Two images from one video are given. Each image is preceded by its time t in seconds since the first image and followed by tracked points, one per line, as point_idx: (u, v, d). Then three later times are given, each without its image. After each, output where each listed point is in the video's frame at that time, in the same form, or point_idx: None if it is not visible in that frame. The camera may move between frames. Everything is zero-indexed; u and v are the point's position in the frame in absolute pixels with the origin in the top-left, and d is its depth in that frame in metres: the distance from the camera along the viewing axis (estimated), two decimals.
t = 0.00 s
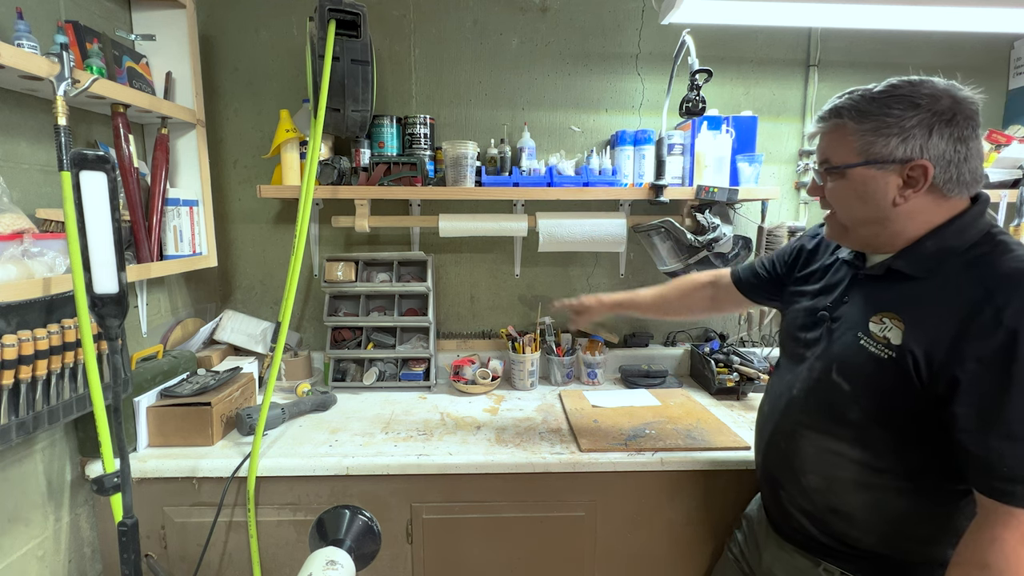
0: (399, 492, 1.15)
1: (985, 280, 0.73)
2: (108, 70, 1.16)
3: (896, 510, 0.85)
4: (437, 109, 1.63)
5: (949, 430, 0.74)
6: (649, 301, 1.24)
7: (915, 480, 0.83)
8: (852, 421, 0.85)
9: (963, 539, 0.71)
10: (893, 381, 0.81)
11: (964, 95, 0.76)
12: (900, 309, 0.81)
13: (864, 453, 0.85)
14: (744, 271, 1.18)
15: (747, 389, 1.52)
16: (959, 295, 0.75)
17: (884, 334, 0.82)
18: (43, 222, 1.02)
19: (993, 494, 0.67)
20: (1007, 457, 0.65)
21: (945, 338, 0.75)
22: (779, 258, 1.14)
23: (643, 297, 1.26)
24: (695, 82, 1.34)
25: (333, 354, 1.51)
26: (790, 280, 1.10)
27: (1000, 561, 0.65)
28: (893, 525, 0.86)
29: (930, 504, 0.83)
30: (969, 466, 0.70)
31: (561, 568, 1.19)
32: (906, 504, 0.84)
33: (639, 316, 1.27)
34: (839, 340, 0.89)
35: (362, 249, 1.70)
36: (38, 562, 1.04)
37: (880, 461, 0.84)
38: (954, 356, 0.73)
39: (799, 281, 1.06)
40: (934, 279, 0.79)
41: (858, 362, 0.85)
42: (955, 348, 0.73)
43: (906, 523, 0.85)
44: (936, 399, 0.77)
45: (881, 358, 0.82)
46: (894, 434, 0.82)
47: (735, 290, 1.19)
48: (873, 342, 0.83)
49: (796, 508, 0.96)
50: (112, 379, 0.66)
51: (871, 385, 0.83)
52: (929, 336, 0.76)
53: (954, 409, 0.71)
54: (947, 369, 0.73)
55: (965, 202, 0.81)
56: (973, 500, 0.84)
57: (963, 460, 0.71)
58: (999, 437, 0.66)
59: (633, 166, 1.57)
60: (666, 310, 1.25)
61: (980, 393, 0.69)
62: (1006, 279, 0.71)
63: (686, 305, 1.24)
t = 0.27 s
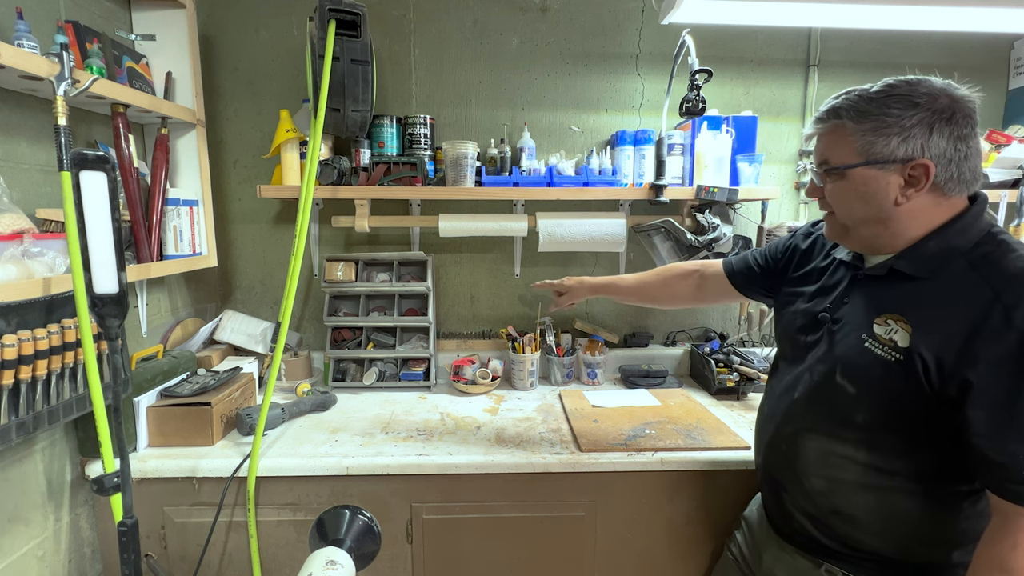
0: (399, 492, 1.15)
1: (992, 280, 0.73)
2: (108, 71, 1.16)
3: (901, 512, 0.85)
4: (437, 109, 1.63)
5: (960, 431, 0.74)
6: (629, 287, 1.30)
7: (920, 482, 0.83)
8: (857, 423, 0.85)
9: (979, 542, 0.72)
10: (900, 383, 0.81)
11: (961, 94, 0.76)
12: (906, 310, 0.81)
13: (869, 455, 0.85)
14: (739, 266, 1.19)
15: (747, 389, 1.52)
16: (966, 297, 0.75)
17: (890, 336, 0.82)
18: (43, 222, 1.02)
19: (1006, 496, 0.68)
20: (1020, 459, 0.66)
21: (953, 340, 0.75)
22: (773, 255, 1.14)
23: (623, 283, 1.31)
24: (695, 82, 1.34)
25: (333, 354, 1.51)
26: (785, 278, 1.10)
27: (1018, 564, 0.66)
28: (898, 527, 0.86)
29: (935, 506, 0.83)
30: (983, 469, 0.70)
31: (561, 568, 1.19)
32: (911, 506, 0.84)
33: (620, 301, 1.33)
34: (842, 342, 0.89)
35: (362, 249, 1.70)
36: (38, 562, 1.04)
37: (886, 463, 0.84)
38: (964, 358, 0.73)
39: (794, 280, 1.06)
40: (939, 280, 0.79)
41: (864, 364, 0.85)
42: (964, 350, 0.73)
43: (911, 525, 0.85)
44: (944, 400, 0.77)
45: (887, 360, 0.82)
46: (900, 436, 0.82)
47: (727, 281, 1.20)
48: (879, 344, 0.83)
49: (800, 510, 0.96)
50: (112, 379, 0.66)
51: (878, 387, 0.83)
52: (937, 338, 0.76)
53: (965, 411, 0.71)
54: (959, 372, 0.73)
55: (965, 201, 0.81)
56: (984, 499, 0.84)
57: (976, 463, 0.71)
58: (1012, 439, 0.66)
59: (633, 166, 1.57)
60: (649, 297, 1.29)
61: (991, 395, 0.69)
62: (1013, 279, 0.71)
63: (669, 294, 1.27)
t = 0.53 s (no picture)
0: (399, 492, 1.15)
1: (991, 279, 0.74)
2: (108, 71, 1.16)
3: (901, 512, 0.85)
4: (437, 109, 1.63)
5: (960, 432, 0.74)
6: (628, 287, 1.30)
7: (920, 482, 0.83)
8: (857, 424, 0.86)
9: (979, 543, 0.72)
10: (900, 384, 0.81)
11: (960, 94, 0.76)
12: (907, 311, 0.81)
13: (869, 456, 0.85)
14: (739, 266, 1.19)
15: (747, 389, 1.52)
16: (966, 298, 0.75)
17: (890, 337, 0.82)
18: (43, 222, 1.02)
19: (1005, 497, 0.68)
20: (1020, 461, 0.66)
21: (953, 340, 0.75)
22: (773, 255, 1.14)
23: (623, 284, 1.31)
24: (695, 82, 1.34)
25: (333, 354, 1.51)
26: (785, 279, 1.10)
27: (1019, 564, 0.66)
28: (898, 527, 0.86)
29: (934, 506, 0.83)
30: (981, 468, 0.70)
31: (561, 568, 1.19)
32: (911, 507, 0.84)
33: (620, 302, 1.33)
34: (842, 343, 0.89)
35: (362, 249, 1.70)
36: (38, 562, 1.04)
37: (886, 464, 0.84)
38: (964, 359, 0.73)
39: (794, 280, 1.06)
40: (939, 282, 0.79)
41: (864, 365, 0.85)
42: (964, 351, 0.73)
43: (911, 525, 0.85)
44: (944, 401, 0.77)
45: (887, 361, 0.82)
46: (900, 437, 0.82)
47: (727, 281, 1.20)
48: (880, 345, 0.83)
49: (800, 511, 0.96)
50: (112, 379, 0.66)
51: (878, 388, 0.83)
52: (937, 338, 0.77)
53: (966, 411, 0.71)
54: (959, 373, 0.73)
55: (965, 201, 0.81)
56: (984, 499, 0.84)
57: (976, 464, 0.71)
58: (1013, 440, 0.66)
59: (633, 166, 1.57)
60: (649, 298, 1.29)
61: (991, 396, 0.69)
62: (1014, 280, 0.71)
63: (670, 293, 1.27)
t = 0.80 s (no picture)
0: (399, 492, 1.15)
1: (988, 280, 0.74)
2: (108, 70, 1.16)
3: (900, 512, 0.85)
4: (437, 109, 1.63)
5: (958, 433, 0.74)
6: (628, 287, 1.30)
7: (919, 482, 0.83)
8: (856, 424, 0.86)
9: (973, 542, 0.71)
10: (898, 384, 0.81)
11: (960, 94, 0.76)
12: (905, 311, 0.81)
13: (868, 456, 0.85)
14: (739, 266, 1.19)
15: (747, 389, 1.52)
16: (964, 298, 0.75)
17: (889, 337, 0.82)
18: (43, 222, 1.02)
19: (1002, 497, 0.68)
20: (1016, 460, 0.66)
21: (950, 340, 0.75)
22: (774, 255, 1.14)
23: (623, 283, 1.31)
24: (695, 82, 1.34)
25: (333, 354, 1.51)
26: (785, 279, 1.10)
27: (1013, 564, 0.66)
28: (897, 527, 0.86)
29: (932, 506, 0.83)
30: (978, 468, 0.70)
31: (561, 568, 1.19)
32: (910, 507, 0.84)
33: (620, 301, 1.33)
34: (842, 343, 0.89)
35: (362, 249, 1.70)
36: (38, 562, 1.04)
37: (884, 464, 0.84)
38: (962, 359, 0.73)
39: (794, 280, 1.06)
40: (937, 282, 0.79)
41: (862, 365, 0.85)
42: (961, 351, 0.73)
43: (910, 525, 0.85)
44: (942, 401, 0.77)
45: (885, 361, 0.82)
46: (899, 437, 0.83)
47: (727, 281, 1.20)
48: (878, 345, 0.83)
49: (799, 511, 0.96)
50: (112, 379, 0.66)
51: (877, 388, 0.83)
52: (935, 338, 0.77)
53: (963, 411, 0.72)
54: (956, 373, 0.73)
55: (965, 200, 0.81)
56: (982, 500, 0.84)
57: (972, 464, 0.71)
58: (1009, 440, 0.66)
59: (633, 166, 1.57)
60: (649, 297, 1.29)
61: (989, 396, 0.69)
62: (1012, 280, 0.71)
63: (670, 293, 1.27)
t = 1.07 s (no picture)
0: (399, 492, 1.15)
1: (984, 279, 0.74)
2: (108, 70, 1.16)
3: (899, 512, 0.85)
4: (437, 109, 1.63)
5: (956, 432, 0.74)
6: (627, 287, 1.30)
7: (917, 482, 0.83)
8: (856, 424, 0.86)
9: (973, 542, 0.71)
10: (897, 384, 0.81)
11: (955, 94, 0.77)
12: (903, 310, 0.81)
13: (867, 456, 0.85)
14: (740, 265, 1.18)
15: (747, 389, 1.52)
16: (962, 298, 0.75)
17: (887, 336, 0.82)
18: (43, 222, 1.02)
19: (1001, 497, 0.68)
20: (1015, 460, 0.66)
21: (948, 339, 0.75)
22: (773, 255, 1.14)
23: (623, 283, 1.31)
24: (695, 82, 1.34)
25: (333, 354, 1.51)
26: (785, 279, 1.10)
27: (1013, 564, 0.65)
28: (896, 526, 0.86)
29: (931, 505, 0.83)
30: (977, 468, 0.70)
31: (561, 568, 1.19)
32: (909, 506, 0.84)
33: (619, 301, 1.33)
34: (840, 342, 0.89)
35: (362, 249, 1.70)
36: (38, 562, 1.04)
37: (884, 464, 0.84)
38: (959, 359, 0.73)
39: (794, 280, 1.06)
40: (935, 281, 0.79)
41: (861, 365, 0.85)
42: (959, 350, 0.73)
43: (909, 525, 0.85)
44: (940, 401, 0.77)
45: (884, 361, 0.82)
46: (899, 437, 0.82)
47: (727, 281, 1.20)
48: (876, 345, 0.83)
49: (799, 511, 0.96)
50: (112, 379, 0.66)
51: (875, 388, 0.83)
52: (933, 338, 0.76)
53: (961, 411, 0.72)
54: (954, 373, 0.73)
55: (962, 200, 0.81)
56: (981, 499, 0.84)
57: (971, 464, 0.71)
58: (1007, 439, 0.66)
59: (633, 166, 1.57)
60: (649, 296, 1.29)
61: (986, 395, 0.69)
62: (1010, 279, 0.71)
63: (670, 293, 1.27)
